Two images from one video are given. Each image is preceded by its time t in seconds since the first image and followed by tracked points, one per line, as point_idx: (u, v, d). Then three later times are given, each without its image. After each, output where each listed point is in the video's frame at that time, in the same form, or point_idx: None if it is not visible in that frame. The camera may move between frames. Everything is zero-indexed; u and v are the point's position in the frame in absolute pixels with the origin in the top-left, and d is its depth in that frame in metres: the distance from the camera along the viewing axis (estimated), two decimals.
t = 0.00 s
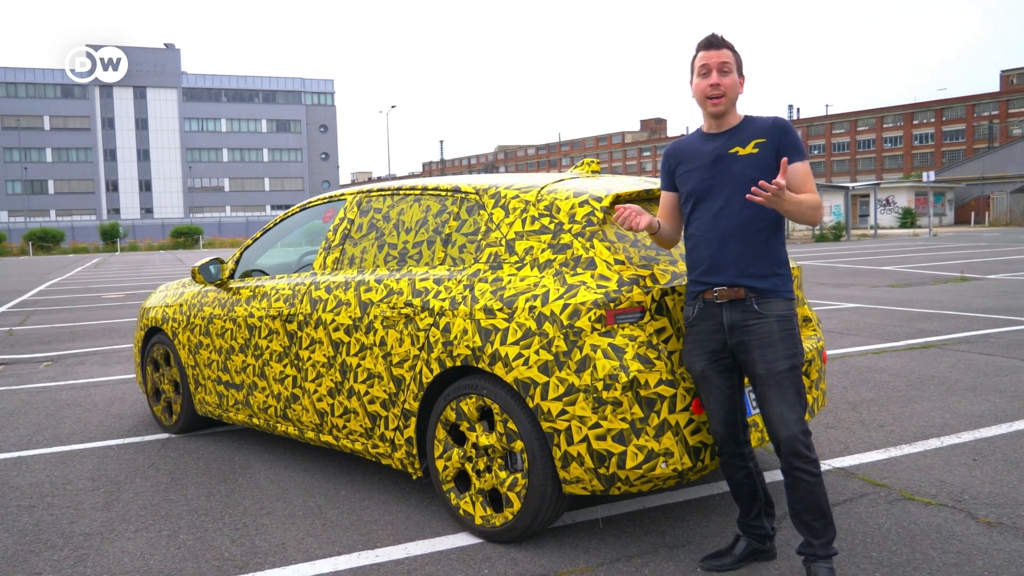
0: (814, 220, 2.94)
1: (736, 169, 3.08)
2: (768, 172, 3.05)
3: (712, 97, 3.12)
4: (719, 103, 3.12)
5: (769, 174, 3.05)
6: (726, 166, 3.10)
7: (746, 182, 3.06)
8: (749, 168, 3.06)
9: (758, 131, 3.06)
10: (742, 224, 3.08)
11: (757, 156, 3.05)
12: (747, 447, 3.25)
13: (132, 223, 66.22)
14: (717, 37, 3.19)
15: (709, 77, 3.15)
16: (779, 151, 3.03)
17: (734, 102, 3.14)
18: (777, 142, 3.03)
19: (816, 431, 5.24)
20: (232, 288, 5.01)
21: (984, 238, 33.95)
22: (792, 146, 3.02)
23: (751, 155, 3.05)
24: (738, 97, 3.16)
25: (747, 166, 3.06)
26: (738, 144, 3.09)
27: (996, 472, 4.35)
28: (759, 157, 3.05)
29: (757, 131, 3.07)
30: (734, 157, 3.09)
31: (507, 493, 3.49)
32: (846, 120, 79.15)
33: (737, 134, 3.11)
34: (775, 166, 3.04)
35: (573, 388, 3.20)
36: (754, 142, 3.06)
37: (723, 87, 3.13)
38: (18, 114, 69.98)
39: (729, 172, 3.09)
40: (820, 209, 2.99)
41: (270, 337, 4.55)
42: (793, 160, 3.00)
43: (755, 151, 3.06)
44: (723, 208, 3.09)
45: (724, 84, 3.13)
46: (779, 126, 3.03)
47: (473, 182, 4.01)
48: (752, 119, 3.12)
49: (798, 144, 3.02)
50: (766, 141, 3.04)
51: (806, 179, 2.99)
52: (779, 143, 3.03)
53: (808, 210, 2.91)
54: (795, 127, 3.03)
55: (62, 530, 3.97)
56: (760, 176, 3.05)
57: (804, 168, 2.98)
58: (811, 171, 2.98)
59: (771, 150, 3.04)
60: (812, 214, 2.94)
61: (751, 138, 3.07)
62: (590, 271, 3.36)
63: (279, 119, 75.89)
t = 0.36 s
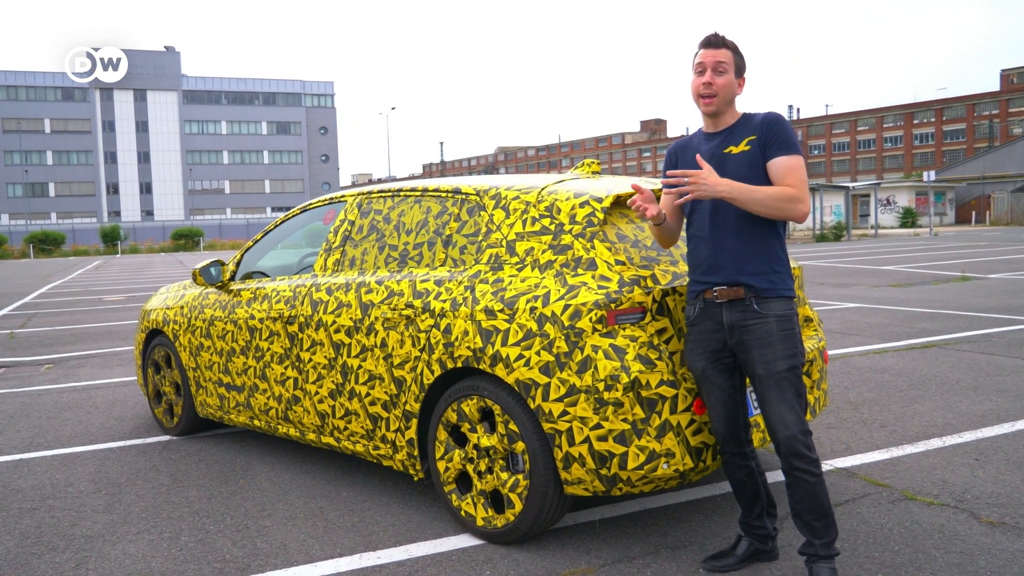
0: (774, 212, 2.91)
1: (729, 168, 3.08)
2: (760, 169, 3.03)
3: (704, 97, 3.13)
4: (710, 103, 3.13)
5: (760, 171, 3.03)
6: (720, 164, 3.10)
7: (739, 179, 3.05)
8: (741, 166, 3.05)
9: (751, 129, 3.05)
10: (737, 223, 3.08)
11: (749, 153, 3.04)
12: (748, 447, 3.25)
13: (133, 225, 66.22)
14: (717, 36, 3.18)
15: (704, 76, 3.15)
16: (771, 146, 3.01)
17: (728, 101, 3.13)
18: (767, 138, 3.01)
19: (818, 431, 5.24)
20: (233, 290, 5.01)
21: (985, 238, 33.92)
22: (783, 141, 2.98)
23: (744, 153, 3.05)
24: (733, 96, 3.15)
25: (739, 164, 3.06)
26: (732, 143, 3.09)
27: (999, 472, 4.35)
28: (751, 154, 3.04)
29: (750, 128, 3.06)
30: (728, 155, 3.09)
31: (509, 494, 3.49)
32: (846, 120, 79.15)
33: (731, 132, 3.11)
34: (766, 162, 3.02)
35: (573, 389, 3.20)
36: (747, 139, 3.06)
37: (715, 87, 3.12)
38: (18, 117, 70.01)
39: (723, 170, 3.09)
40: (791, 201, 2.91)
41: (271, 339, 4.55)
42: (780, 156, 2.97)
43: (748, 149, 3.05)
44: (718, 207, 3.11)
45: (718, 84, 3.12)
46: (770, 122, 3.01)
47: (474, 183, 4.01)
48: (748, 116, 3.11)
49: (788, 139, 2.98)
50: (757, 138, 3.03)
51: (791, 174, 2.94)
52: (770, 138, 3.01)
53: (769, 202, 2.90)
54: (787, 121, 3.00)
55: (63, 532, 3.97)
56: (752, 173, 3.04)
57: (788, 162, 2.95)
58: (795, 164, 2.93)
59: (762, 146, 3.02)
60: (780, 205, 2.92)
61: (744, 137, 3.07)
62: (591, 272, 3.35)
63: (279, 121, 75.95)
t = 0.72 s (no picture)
0: (766, 219, 2.94)
1: (727, 170, 3.09)
2: (757, 171, 3.03)
3: (702, 100, 3.13)
4: (709, 105, 3.13)
5: (757, 173, 3.03)
6: (718, 167, 3.12)
7: (736, 182, 3.06)
8: (738, 169, 3.06)
9: (748, 130, 3.05)
10: (736, 226, 3.09)
11: (745, 155, 3.04)
12: (748, 448, 3.25)
13: (133, 227, 66.23)
14: (699, 39, 3.19)
15: (697, 81, 3.16)
16: (767, 147, 3.00)
17: (726, 100, 3.13)
18: (764, 139, 3.00)
19: (818, 434, 5.24)
20: (233, 292, 5.02)
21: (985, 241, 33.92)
22: (779, 143, 2.97)
23: (741, 155, 3.05)
24: (730, 94, 3.16)
25: (736, 166, 3.06)
26: (730, 145, 3.10)
27: (999, 475, 4.34)
28: (747, 156, 3.04)
29: (747, 129, 3.06)
30: (725, 157, 3.09)
31: (509, 496, 3.49)
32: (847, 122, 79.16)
33: (730, 134, 3.11)
34: (763, 164, 3.02)
35: (573, 391, 3.20)
36: (744, 142, 3.05)
37: (711, 89, 3.13)
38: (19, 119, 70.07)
39: (721, 172, 3.10)
40: (783, 207, 2.92)
41: (272, 341, 4.55)
42: (776, 158, 2.96)
43: (745, 151, 3.05)
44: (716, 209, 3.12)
45: (713, 86, 3.13)
46: (767, 123, 3.00)
47: (474, 186, 4.02)
48: (746, 117, 3.10)
49: (783, 141, 2.97)
50: (753, 140, 3.03)
51: (787, 177, 2.94)
52: (766, 140, 3.00)
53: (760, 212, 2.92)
54: (784, 122, 2.98)
55: (63, 534, 3.97)
56: (749, 176, 3.04)
57: (784, 165, 2.94)
58: (790, 167, 2.93)
59: (758, 148, 3.02)
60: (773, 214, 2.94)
61: (742, 139, 3.07)
62: (591, 274, 3.36)
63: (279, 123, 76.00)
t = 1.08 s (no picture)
0: (772, 233, 2.94)
1: (728, 176, 3.09)
2: (759, 176, 3.03)
3: (702, 107, 3.14)
4: (708, 111, 3.13)
5: (759, 178, 3.04)
6: (719, 173, 3.12)
7: (737, 187, 3.07)
8: (740, 174, 3.06)
9: (749, 135, 3.06)
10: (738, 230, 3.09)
11: (747, 161, 3.05)
12: (748, 449, 3.26)
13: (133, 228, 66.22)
14: (699, 44, 3.18)
15: (696, 87, 3.16)
16: (768, 153, 3.01)
17: (725, 106, 3.14)
18: (766, 145, 3.01)
19: (817, 434, 5.24)
20: (233, 293, 5.02)
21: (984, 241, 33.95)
22: (780, 148, 2.98)
23: (742, 161, 3.06)
24: (728, 100, 3.16)
25: (737, 171, 3.07)
26: (730, 150, 3.10)
27: (997, 475, 4.35)
28: (749, 162, 3.04)
29: (748, 134, 3.06)
30: (726, 162, 3.10)
31: (508, 496, 3.49)
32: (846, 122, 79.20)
33: (730, 139, 3.12)
34: (764, 169, 3.02)
35: (573, 392, 3.20)
36: (745, 147, 3.06)
37: (710, 95, 3.13)
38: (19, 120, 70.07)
39: (723, 177, 3.11)
40: (788, 218, 2.92)
41: (271, 341, 4.55)
42: (778, 164, 2.96)
43: (746, 156, 3.05)
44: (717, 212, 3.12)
45: (712, 92, 3.14)
46: (768, 128, 3.01)
47: (473, 186, 4.03)
48: (746, 122, 3.10)
49: (785, 147, 2.97)
50: (755, 145, 3.03)
51: (790, 183, 2.94)
52: (768, 145, 3.00)
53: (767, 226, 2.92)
54: (785, 128, 2.99)
55: (63, 534, 3.98)
56: (751, 181, 3.05)
57: (787, 171, 2.95)
58: (794, 174, 2.93)
59: (760, 154, 3.02)
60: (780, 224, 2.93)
61: (742, 144, 3.07)
62: (590, 275, 3.36)
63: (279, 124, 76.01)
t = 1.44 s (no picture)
0: (780, 226, 2.95)
1: (732, 172, 3.09)
2: (763, 174, 3.04)
3: (705, 98, 3.15)
4: (711, 103, 3.14)
5: (763, 177, 3.04)
6: (722, 170, 3.12)
7: (741, 184, 3.07)
8: (744, 172, 3.07)
9: (754, 133, 3.06)
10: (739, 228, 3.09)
11: (751, 158, 3.05)
12: (749, 449, 3.26)
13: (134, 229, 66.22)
14: (712, 37, 3.20)
15: (702, 78, 3.18)
16: (773, 151, 3.02)
17: (729, 101, 3.15)
18: (771, 143, 3.02)
19: (818, 434, 5.24)
20: (233, 293, 5.03)
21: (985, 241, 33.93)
22: (786, 147, 2.99)
23: (746, 158, 3.06)
24: (733, 95, 3.16)
25: (741, 169, 3.07)
26: (734, 147, 3.10)
27: (999, 474, 4.35)
28: (753, 160, 3.05)
29: (752, 133, 3.07)
30: (730, 160, 3.10)
31: (509, 496, 3.50)
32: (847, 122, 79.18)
33: (733, 136, 3.12)
34: (769, 168, 3.03)
35: (573, 392, 3.21)
36: (750, 144, 3.06)
37: (715, 87, 3.15)
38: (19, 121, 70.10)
39: (726, 174, 3.11)
40: (795, 214, 2.93)
41: (272, 342, 4.56)
42: (784, 162, 2.97)
43: (750, 154, 3.06)
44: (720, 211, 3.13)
45: (717, 84, 3.15)
46: (774, 127, 3.02)
47: (474, 187, 4.03)
48: (749, 120, 3.11)
49: (790, 145, 2.98)
50: (760, 143, 3.04)
51: (795, 182, 2.96)
52: (773, 144, 3.01)
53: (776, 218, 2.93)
54: (790, 127, 3.00)
55: (64, 535, 3.98)
56: (755, 179, 3.05)
57: (793, 169, 2.96)
58: (799, 172, 2.95)
59: (765, 152, 3.03)
60: (787, 219, 2.94)
61: (747, 141, 3.07)
62: (590, 275, 3.37)
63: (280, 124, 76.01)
